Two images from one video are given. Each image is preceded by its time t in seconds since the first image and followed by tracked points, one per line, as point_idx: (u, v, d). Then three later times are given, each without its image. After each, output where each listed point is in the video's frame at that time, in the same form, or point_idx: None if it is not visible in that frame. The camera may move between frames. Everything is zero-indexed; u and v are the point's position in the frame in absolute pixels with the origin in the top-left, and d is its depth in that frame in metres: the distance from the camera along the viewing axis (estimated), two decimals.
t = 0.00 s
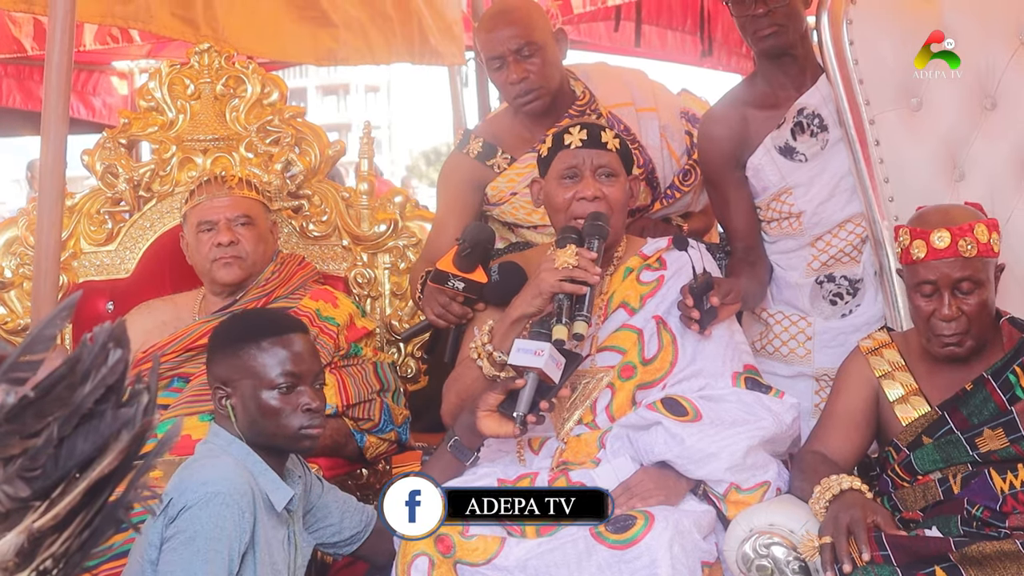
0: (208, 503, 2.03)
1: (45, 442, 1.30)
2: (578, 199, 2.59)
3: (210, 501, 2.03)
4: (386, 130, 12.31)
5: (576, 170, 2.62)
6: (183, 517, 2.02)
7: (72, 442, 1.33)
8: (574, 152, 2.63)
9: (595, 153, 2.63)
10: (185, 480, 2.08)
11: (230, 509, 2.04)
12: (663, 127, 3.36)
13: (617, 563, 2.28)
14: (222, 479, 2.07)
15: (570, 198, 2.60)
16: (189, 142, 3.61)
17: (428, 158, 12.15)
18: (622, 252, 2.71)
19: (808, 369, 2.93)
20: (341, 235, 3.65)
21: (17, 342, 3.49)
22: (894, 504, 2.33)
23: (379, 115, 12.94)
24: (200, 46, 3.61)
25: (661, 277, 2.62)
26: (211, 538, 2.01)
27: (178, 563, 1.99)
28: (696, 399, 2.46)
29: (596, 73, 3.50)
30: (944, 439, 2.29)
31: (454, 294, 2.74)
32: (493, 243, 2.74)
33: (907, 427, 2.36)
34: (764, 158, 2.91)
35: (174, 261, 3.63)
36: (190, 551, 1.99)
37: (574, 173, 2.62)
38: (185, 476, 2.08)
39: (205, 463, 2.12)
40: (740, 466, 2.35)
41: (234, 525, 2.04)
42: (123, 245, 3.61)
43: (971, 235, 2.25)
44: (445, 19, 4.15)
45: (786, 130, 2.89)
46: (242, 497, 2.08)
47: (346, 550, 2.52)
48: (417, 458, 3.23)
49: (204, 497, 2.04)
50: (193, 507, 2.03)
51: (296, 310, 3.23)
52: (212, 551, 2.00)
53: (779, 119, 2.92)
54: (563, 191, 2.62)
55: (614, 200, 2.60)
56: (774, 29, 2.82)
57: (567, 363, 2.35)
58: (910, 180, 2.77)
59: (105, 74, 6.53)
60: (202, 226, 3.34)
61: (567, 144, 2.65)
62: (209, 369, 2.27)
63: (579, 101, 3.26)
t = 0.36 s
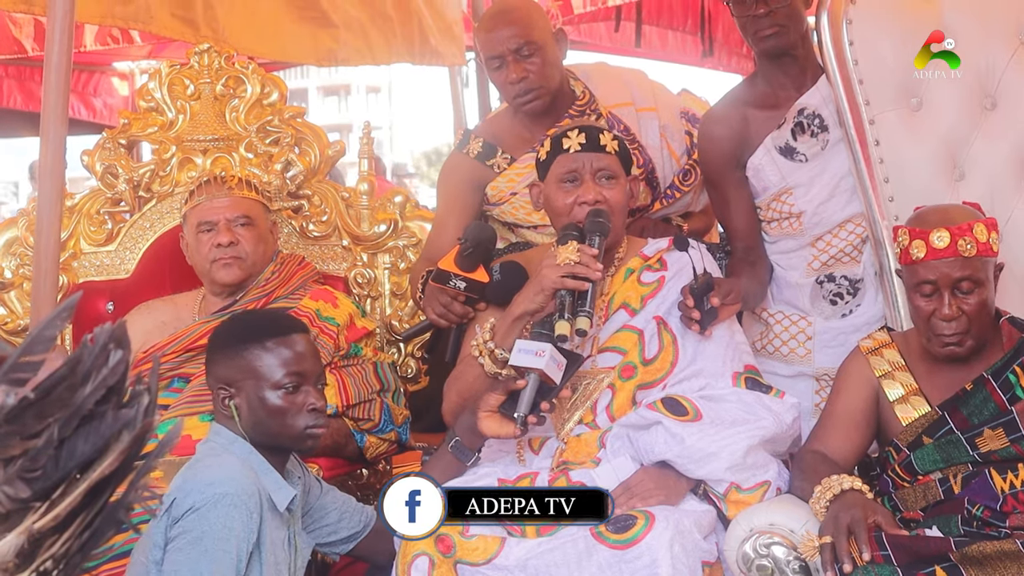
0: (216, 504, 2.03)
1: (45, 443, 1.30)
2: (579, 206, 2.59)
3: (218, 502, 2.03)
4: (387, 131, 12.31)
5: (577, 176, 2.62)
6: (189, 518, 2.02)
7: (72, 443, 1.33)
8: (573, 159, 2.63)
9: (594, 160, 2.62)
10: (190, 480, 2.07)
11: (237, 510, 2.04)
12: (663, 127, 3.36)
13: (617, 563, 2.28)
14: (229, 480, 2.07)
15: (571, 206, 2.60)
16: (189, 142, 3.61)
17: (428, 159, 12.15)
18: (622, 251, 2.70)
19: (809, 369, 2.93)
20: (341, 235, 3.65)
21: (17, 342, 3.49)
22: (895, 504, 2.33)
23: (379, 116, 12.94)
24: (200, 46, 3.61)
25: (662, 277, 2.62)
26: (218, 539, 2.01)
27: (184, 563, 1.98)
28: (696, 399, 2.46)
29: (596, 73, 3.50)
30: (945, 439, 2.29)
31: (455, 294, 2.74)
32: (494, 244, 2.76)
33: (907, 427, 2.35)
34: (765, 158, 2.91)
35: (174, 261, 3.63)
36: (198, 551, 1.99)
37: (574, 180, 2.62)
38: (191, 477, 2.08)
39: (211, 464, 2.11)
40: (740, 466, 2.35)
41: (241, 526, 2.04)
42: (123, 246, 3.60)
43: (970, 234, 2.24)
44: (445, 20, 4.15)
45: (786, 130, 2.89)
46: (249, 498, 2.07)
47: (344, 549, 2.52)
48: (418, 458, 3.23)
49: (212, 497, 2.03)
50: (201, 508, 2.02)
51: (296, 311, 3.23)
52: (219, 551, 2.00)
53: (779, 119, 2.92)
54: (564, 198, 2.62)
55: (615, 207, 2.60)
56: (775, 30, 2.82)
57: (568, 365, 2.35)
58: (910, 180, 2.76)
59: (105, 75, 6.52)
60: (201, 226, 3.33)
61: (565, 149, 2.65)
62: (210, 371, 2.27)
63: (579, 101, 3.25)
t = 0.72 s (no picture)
0: (274, 552, 2.07)
1: (43, 443, 1.31)
2: (577, 195, 2.59)
3: (276, 550, 2.07)
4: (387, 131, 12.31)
5: (576, 168, 2.62)
6: (245, 563, 2.05)
7: (70, 443, 1.33)
8: (574, 150, 2.63)
9: (595, 149, 2.62)
10: (242, 521, 2.08)
11: (293, 555, 2.09)
12: (663, 128, 3.35)
13: (618, 565, 2.27)
14: (280, 523, 2.10)
15: (570, 196, 2.60)
16: (189, 143, 3.60)
17: (428, 159, 12.14)
18: (622, 252, 2.70)
19: (810, 369, 2.93)
20: (341, 236, 3.65)
21: (17, 344, 3.48)
22: (896, 506, 2.33)
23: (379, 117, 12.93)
24: (199, 47, 3.60)
25: (662, 278, 2.62)
26: None
27: None
28: (697, 401, 2.45)
29: (596, 74, 3.49)
30: (946, 440, 2.29)
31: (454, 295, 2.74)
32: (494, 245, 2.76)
33: (908, 429, 2.35)
34: (765, 158, 2.90)
35: (173, 263, 3.63)
36: None
37: (575, 169, 2.62)
38: (243, 518, 2.09)
39: (261, 504, 2.13)
40: (741, 468, 2.34)
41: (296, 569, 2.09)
42: (123, 247, 3.61)
43: (971, 236, 2.24)
44: (445, 20, 4.14)
45: (787, 131, 2.89)
46: (299, 540, 2.12)
47: (345, 552, 2.53)
48: (418, 459, 3.22)
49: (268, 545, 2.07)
50: (258, 555, 2.05)
51: (296, 312, 3.23)
52: None
53: (779, 120, 2.92)
54: (563, 190, 2.62)
55: (615, 197, 2.60)
56: (775, 30, 2.82)
57: (566, 361, 2.34)
58: (910, 180, 2.76)
59: (105, 75, 6.52)
60: (201, 228, 3.33)
61: (566, 142, 2.65)
62: (225, 396, 2.23)
63: (579, 102, 3.25)
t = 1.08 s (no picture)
0: (303, 562, 2.05)
1: (44, 443, 1.30)
2: (577, 201, 2.58)
3: (304, 559, 2.06)
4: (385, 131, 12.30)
5: (576, 173, 2.61)
6: (274, 572, 2.03)
7: (72, 442, 1.32)
8: (572, 156, 2.62)
9: (594, 156, 2.61)
10: (271, 528, 2.06)
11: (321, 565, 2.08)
12: (663, 127, 3.34)
13: (619, 564, 2.27)
14: (311, 532, 2.08)
15: (570, 202, 2.59)
16: (187, 143, 3.60)
17: (427, 159, 12.13)
18: (623, 252, 2.69)
19: (810, 369, 2.93)
20: (341, 236, 3.64)
21: (16, 343, 3.48)
22: (898, 505, 2.32)
23: (377, 116, 12.93)
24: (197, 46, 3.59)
25: (663, 277, 2.61)
26: None
27: None
28: (698, 400, 2.45)
29: (596, 73, 3.49)
30: (947, 439, 2.28)
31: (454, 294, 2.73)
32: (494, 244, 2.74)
33: (909, 427, 2.35)
34: (766, 157, 2.90)
35: (172, 263, 3.62)
36: None
37: (573, 177, 2.61)
38: (272, 525, 2.06)
39: (290, 510, 2.09)
40: (743, 467, 2.34)
41: None
42: (121, 246, 3.60)
43: (972, 234, 2.23)
44: (444, 19, 4.13)
45: (788, 129, 2.88)
46: (328, 548, 2.11)
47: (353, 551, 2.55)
48: (418, 458, 3.21)
49: (298, 556, 2.05)
50: (288, 565, 2.04)
51: (296, 312, 3.23)
52: None
53: (780, 119, 2.91)
54: (563, 194, 2.61)
55: (615, 203, 2.59)
56: (776, 29, 2.81)
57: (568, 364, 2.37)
58: (910, 179, 2.76)
59: (104, 75, 6.51)
60: (200, 228, 3.32)
61: (564, 146, 2.64)
62: (269, 407, 2.15)
63: (579, 101, 3.25)
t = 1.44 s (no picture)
0: (314, 562, 2.03)
1: (47, 445, 1.30)
2: (575, 197, 2.59)
3: (316, 560, 2.04)
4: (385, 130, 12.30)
5: (576, 167, 2.61)
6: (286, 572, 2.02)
7: (75, 445, 1.32)
8: (573, 151, 2.62)
9: (594, 152, 2.62)
10: (282, 529, 2.05)
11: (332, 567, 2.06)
12: (663, 127, 3.34)
13: (619, 565, 2.27)
14: (322, 532, 2.07)
15: (568, 198, 2.60)
16: (188, 143, 3.60)
17: (426, 158, 12.13)
18: (624, 252, 2.69)
19: (810, 369, 2.93)
20: (341, 236, 3.64)
21: (16, 344, 3.48)
22: (897, 505, 2.32)
23: (377, 116, 12.92)
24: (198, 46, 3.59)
25: (663, 278, 2.61)
26: None
27: None
28: (698, 400, 2.45)
29: (596, 73, 3.49)
30: (946, 439, 2.28)
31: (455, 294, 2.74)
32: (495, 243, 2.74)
33: (908, 427, 2.35)
34: (766, 158, 2.90)
35: (172, 263, 3.63)
36: None
37: (573, 173, 2.61)
38: (282, 526, 2.05)
39: (299, 512, 2.08)
40: (743, 467, 2.34)
41: None
42: (122, 247, 3.60)
43: (972, 234, 2.24)
44: (444, 19, 4.13)
45: (788, 130, 2.88)
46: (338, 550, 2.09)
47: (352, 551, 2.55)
48: (418, 459, 3.21)
49: (310, 555, 2.03)
50: (300, 565, 2.02)
51: (296, 312, 3.24)
52: None
53: (780, 119, 2.92)
54: (562, 189, 2.61)
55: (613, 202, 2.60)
56: (777, 29, 2.81)
57: (573, 366, 2.36)
58: (910, 179, 2.76)
59: (104, 75, 6.52)
60: (200, 229, 3.32)
61: (566, 142, 2.64)
62: (283, 409, 2.18)
63: (579, 101, 3.25)
